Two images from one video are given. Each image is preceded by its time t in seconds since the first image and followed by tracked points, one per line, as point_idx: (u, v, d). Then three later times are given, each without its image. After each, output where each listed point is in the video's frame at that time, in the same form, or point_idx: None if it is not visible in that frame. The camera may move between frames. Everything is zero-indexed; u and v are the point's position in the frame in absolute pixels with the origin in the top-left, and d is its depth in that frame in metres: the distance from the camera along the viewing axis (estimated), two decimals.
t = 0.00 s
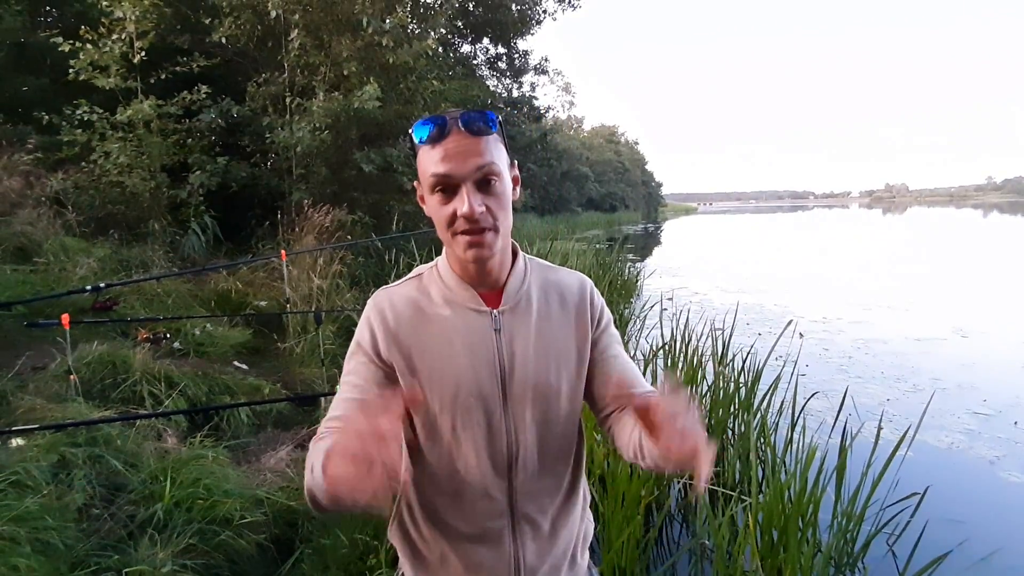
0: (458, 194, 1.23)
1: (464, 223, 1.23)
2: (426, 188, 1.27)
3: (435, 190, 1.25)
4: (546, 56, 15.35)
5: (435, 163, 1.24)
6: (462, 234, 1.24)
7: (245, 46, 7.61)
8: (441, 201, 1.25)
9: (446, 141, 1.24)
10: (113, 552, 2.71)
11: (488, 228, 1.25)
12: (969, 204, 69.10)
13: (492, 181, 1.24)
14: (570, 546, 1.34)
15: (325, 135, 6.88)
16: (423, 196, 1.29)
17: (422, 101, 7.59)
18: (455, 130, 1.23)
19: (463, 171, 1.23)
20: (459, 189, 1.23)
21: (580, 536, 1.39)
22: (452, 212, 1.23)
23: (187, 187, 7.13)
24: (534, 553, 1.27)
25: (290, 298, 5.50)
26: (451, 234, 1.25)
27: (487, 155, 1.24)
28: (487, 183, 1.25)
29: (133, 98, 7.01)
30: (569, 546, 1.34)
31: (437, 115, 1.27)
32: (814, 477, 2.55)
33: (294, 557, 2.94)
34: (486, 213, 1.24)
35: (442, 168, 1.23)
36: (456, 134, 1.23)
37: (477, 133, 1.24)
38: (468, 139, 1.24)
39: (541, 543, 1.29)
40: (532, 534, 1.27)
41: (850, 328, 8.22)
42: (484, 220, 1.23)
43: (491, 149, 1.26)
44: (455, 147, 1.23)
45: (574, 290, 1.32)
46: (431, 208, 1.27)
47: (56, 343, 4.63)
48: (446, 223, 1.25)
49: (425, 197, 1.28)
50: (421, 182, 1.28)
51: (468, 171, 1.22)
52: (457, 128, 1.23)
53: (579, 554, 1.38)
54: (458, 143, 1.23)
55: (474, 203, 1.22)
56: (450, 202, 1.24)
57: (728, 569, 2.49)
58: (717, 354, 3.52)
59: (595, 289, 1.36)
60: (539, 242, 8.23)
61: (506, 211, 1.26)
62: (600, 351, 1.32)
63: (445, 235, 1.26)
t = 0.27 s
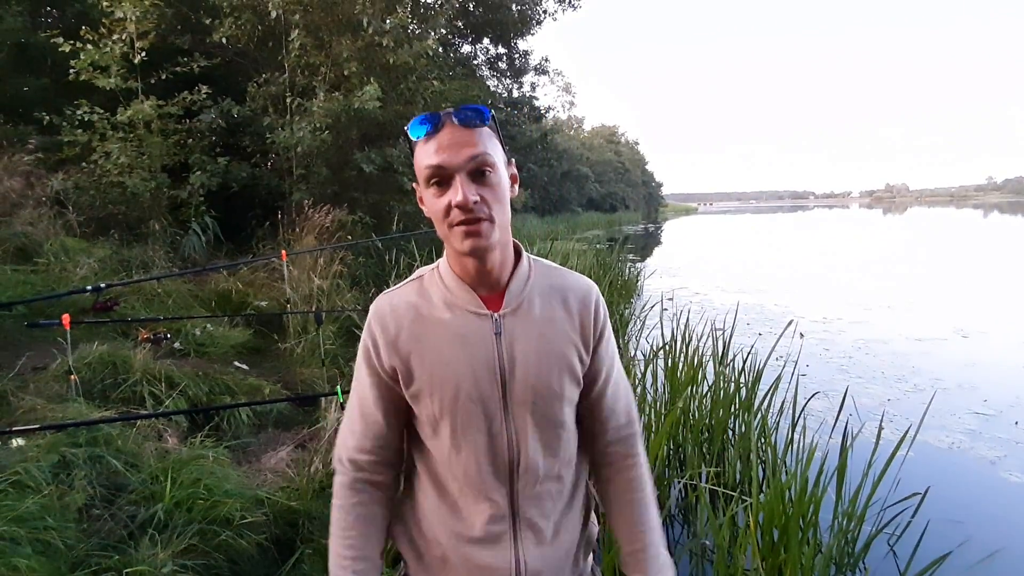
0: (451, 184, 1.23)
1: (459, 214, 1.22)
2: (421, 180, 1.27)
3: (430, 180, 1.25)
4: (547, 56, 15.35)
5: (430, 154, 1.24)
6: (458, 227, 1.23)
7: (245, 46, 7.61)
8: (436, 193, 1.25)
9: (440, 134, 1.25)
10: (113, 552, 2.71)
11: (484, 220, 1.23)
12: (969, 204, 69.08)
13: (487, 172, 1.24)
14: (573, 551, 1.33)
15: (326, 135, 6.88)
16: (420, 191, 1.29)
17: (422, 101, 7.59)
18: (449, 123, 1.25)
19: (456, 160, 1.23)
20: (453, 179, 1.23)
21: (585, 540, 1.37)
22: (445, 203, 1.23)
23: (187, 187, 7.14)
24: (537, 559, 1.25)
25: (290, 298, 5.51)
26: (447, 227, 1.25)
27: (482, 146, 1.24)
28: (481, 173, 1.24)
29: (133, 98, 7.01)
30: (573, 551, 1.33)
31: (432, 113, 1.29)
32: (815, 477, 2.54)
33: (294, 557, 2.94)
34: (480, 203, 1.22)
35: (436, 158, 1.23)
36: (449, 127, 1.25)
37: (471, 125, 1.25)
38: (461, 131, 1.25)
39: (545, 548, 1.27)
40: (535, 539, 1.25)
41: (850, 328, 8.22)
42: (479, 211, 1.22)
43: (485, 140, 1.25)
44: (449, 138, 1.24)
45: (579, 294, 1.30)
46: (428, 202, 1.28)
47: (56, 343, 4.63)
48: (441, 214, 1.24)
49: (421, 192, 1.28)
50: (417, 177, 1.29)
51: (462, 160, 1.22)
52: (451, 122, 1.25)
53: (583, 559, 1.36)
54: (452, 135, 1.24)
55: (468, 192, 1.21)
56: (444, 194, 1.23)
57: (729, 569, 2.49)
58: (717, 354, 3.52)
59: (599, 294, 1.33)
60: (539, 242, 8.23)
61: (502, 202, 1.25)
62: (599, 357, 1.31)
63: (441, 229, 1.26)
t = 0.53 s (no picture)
0: (460, 182, 1.22)
1: (467, 215, 1.20)
2: (429, 177, 1.26)
3: (440, 179, 1.23)
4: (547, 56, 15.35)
5: (440, 150, 1.23)
6: (464, 229, 1.21)
7: (245, 46, 7.60)
8: (444, 190, 1.23)
9: (453, 129, 1.23)
10: (113, 552, 2.70)
11: (492, 223, 1.21)
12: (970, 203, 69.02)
13: (497, 173, 1.23)
14: (567, 554, 1.34)
15: (326, 135, 6.88)
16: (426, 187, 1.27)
17: (422, 101, 7.58)
18: (462, 119, 1.24)
19: (469, 159, 1.21)
20: (464, 178, 1.22)
21: (578, 542, 1.39)
22: (454, 202, 1.21)
23: (187, 187, 7.13)
24: (534, 565, 1.26)
25: (290, 298, 5.50)
26: (453, 228, 1.23)
27: (494, 146, 1.23)
28: (492, 177, 1.23)
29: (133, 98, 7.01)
30: (566, 554, 1.34)
31: (442, 108, 1.27)
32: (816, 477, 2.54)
33: (294, 557, 2.94)
34: (490, 206, 1.21)
35: (447, 154, 1.22)
36: (462, 123, 1.23)
37: (485, 122, 1.24)
38: (474, 127, 1.23)
39: (541, 552, 1.27)
40: (533, 545, 1.26)
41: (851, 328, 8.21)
42: (488, 214, 1.20)
43: (498, 141, 1.24)
44: (462, 136, 1.22)
45: (580, 304, 1.32)
46: (433, 200, 1.26)
47: (56, 343, 4.63)
48: (447, 214, 1.22)
49: (428, 187, 1.27)
50: (424, 172, 1.27)
51: (474, 158, 1.21)
52: (465, 118, 1.24)
53: (576, 561, 1.38)
54: (465, 132, 1.23)
55: (478, 194, 1.20)
56: (453, 194, 1.22)
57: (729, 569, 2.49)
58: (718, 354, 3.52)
59: (600, 304, 1.36)
60: (539, 242, 8.21)
61: (511, 205, 1.24)
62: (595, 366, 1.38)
63: (445, 228, 1.24)
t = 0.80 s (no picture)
0: (475, 190, 1.21)
1: (477, 222, 1.20)
2: (440, 178, 1.25)
3: (452, 182, 1.22)
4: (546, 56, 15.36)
5: (456, 154, 1.22)
6: (472, 235, 1.21)
7: (245, 47, 7.61)
8: (455, 195, 1.22)
9: (474, 134, 1.22)
10: (113, 553, 2.70)
11: (500, 230, 1.22)
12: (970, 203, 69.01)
13: (511, 183, 1.23)
14: (567, 551, 1.35)
15: (325, 135, 6.88)
16: (438, 188, 1.26)
17: (422, 101, 7.58)
18: (482, 125, 1.23)
19: (486, 167, 1.21)
20: (478, 185, 1.21)
21: (578, 539, 1.40)
22: (467, 208, 1.21)
23: (187, 188, 7.14)
24: (537, 562, 1.26)
25: (290, 299, 5.50)
26: (461, 232, 1.22)
27: (511, 155, 1.23)
28: (506, 184, 1.23)
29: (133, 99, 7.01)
30: (566, 551, 1.35)
31: (461, 109, 1.25)
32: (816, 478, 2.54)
33: (294, 558, 2.94)
34: (501, 216, 1.21)
35: (466, 160, 1.21)
36: (484, 130, 1.22)
37: (505, 132, 1.24)
38: (495, 135, 1.23)
39: (542, 549, 1.28)
40: (535, 543, 1.26)
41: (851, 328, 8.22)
42: (498, 223, 1.21)
43: (514, 150, 1.24)
44: (479, 142, 1.21)
45: (577, 303, 1.33)
46: (443, 202, 1.25)
47: (56, 344, 4.64)
48: (456, 217, 1.22)
49: (439, 189, 1.25)
50: (437, 173, 1.25)
51: (490, 167, 1.21)
52: (488, 125, 1.23)
53: (576, 559, 1.39)
54: (483, 139, 1.22)
55: (492, 203, 1.20)
56: (464, 199, 1.21)
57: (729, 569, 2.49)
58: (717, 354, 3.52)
59: (595, 301, 1.37)
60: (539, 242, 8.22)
61: (521, 215, 1.24)
62: (593, 364, 1.39)
63: (453, 233, 1.23)
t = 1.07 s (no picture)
0: (502, 200, 1.20)
1: (496, 228, 1.20)
2: (462, 176, 1.23)
3: (478, 186, 1.20)
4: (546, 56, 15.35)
5: (486, 160, 1.19)
6: (488, 237, 1.21)
7: (245, 47, 7.61)
8: (478, 198, 1.20)
9: (508, 144, 1.20)
10: (113, 553, 2.71)
11: (515, 238, 1.22)
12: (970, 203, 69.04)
13: (533, 197, 1.23)
14: (572, 547, 1.35)
15: (326, 136, 6.89)
16: (460, 187, 1.23)
17: (422, 101, 7.57)
18: (516, 135, 1.21)
19: (515, 182, 1.20)
20: (503, 193, 1.20)
21: (582, 535, 1.40)
22: (490, 216, 1.20)
23: (187, 188, 7.14)
24: (539, 557, 1.26)
25: (290, 299, 5.50)
26: (476, 232, 1.22)
27: (538, 171, 1.23)
28: (529, 197, 1.23)
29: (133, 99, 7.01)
30: (572, 546, 1.35)
31: (497, 114, 1.22)
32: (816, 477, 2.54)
33: (294, 558, 2.94)
34: (520, 227, 1.21)
35: (496, 169, 1.19)
36: (518, 142, 1.21)
37: (538, 148, 1.23)
38: (528, 149, 1.22)
39: (546, 544, 1.28)
40: (538, 537, 1.26)
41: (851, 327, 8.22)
42: (515, 232, 1.21)
43: (540, 166, 1.24)
44: (511, 152, 1.20)
45: (574, 297, 1.35)
46: (462, 201, 1.23)
47: (56, 344, 4.64)
48: (476, 218, 1.21)
49: (462, 187, 1.23)
50: (463, 173, 1.23)
51: (518, 180, 1.20)
52: (524, 139, 1.22)
53: (580, 555, 1.38)
54: (514, 149, 1.20)
55: (515, 214, 1.19)
56: (487, 203, 1.20)
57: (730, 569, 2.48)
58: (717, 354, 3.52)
59: (591, 296, 1.39)
60: (539, 242, 8.21)
61: (536, 226, 1.24)
62: (594, 358, 1.37)
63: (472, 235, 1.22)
